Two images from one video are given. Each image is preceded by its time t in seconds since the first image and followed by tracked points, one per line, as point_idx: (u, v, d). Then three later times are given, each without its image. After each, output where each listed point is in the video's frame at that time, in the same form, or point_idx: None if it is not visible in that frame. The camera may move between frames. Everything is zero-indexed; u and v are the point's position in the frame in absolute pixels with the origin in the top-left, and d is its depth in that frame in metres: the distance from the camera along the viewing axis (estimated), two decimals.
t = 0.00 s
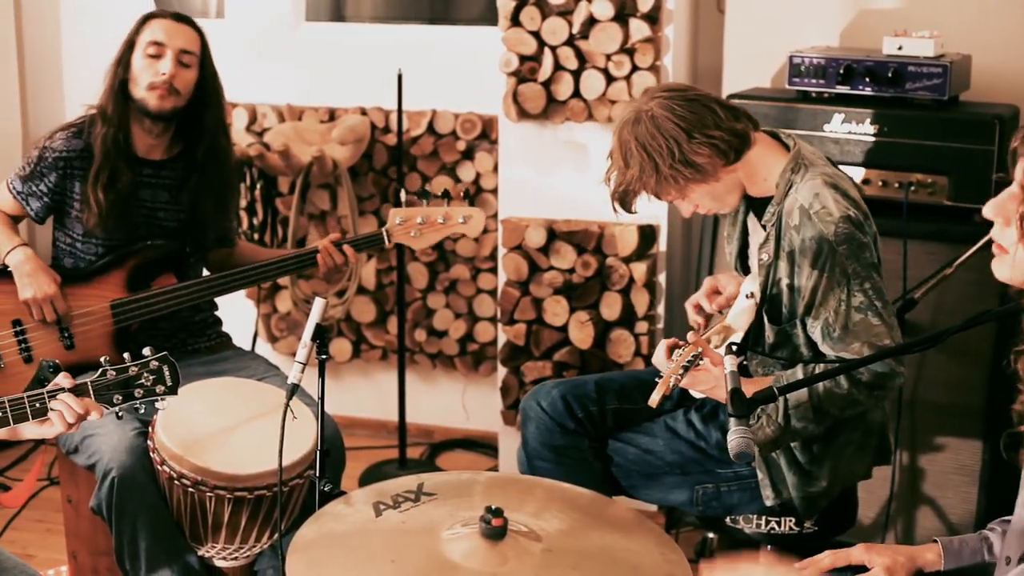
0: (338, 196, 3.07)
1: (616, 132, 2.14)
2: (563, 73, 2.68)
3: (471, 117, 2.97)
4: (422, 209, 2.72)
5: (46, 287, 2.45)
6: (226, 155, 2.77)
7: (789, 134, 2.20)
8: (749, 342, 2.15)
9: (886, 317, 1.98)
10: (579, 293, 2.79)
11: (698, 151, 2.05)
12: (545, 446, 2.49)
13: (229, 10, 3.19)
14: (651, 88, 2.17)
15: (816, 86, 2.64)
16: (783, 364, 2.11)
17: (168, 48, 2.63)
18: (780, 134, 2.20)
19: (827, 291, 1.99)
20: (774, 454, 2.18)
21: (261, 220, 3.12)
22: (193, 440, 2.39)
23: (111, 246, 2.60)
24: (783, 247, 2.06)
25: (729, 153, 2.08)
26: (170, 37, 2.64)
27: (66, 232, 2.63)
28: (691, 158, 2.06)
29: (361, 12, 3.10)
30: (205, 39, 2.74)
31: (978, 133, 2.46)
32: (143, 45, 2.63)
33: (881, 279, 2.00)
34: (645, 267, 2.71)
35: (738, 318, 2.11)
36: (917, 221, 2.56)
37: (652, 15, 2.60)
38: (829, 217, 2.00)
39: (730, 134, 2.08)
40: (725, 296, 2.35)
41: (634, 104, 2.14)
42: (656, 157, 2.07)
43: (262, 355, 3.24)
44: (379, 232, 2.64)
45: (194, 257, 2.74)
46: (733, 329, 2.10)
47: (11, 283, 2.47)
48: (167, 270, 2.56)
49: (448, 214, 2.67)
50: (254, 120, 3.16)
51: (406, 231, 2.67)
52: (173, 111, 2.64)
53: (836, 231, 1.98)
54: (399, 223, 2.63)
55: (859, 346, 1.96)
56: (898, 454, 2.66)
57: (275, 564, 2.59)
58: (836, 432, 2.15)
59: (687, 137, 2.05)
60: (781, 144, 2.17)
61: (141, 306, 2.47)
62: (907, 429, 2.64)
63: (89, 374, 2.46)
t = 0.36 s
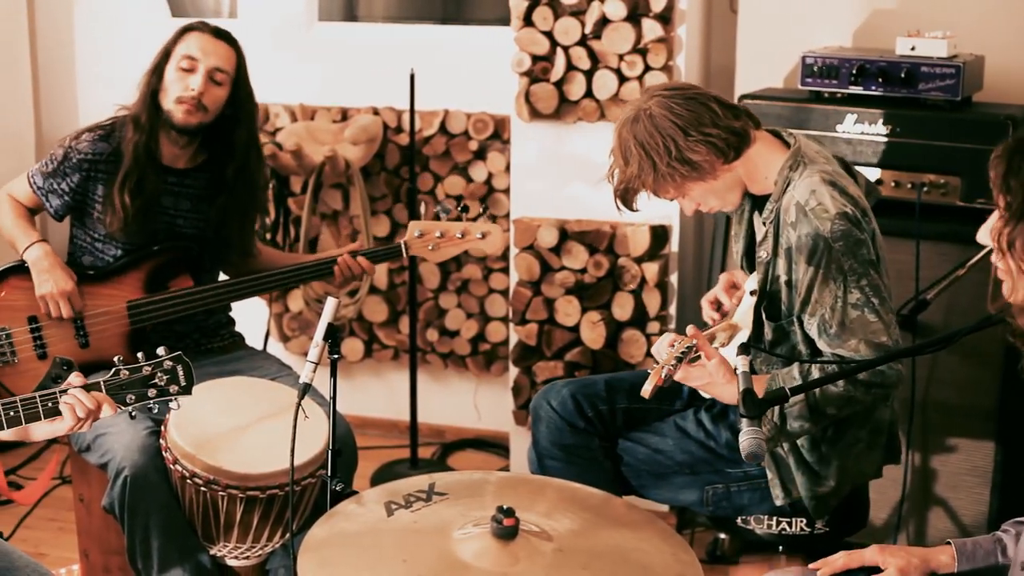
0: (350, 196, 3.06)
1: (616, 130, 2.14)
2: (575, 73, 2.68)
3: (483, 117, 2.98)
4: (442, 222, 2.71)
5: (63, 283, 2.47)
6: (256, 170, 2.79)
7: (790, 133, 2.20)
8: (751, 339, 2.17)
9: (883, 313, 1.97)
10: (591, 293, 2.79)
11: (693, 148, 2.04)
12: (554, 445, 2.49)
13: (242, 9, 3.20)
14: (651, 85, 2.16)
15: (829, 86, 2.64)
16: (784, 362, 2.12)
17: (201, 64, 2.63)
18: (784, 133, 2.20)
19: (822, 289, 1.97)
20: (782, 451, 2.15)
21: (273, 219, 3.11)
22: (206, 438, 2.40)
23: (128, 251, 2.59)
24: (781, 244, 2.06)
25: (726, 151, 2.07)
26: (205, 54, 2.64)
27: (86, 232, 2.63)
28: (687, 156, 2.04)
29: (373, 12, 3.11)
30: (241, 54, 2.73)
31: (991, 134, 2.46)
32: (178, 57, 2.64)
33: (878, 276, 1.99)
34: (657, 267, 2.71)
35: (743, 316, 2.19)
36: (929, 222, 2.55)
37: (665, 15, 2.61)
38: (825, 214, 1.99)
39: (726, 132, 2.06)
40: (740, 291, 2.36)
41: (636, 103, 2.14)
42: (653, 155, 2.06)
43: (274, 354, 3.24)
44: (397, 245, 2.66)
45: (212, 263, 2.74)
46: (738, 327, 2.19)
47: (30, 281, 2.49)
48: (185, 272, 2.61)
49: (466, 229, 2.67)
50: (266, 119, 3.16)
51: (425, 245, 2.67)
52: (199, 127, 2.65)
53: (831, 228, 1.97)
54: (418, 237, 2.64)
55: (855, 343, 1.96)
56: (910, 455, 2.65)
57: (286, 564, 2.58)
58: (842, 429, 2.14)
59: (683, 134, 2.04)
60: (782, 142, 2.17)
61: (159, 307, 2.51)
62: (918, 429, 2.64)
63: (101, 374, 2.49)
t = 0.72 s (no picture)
0: (359, 196, 3.06)
1: (601, 150, 2.16)
2: (583, 73, 2.68)
3: (491, 117, 2.97)
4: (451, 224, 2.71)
5: (72, 283, 2.48)
6: (273, 171, 2.79)
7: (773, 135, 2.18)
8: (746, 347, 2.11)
9: (874, 313, 1.98)
10: (599, 293, 2.79)
11: (675, 162, 2.05)
12: (560, 445, 2.49)
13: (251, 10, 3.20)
14: (631, 103, 2.18)
15: (838, 87, 2.63)
16: (778, 364, 2.09)
17: (215, 70, 2.62)
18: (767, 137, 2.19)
19: (812, 290, 1.97)
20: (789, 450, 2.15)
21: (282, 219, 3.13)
22: (214, 438, 2.40)
23: (139, 250, 2.60)
24: (769, 250, 2.04)
25: (711, 162, 2.07)
26: (221, 61, 2.63)
27: (97, 231, 2.64)
28: (670, 170, 2.06)
29: (382, 12, 3.13)
30: (258, 59, 2.72)
31: (1000, 134, 2.46)
32: (192, 62, 2.63)
33: (867, 275, 1.99)
34: (665, 267, 2.71)
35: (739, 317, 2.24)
36: (937, 222, 2.54)
37: (673, 15, 2.61)
38: (811, 216, 1.98)
39: (709, 143, 2.07)
40: (732, 302, 2.38)
41: (615, 124, 2.16)
42: (637, 172, 2.08)
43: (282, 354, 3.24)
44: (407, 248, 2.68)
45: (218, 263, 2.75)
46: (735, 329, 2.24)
47: (38, 280, 2.51)
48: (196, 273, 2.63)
49: (476, 233, 2.65)
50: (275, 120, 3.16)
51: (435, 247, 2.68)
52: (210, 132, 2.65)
53: (818, 230, 1.97)
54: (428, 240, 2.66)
55: (847, 344, 1.96)
56: (918, 456, 2.66)
57: (294, 564, 2.55)
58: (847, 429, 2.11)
59: (664, 149, 2.05)
60: (765, 145, 2.15)
61: (168, 307, 2.52)
62: (927, 430, 2.64)
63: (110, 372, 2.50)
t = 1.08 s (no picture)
0: (369, 196, 3.07)
1: (592, 168, 2.14)
2: (594, 73, 2.68)
3: (502, 117, 2.97)
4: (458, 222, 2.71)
5: (82, 283, 2.48)
6: (279, 171, 2.79)
7: (770, 142, 2.20)
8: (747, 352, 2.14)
9: (877, 315, 1.94)
10: (610, 293, 2.79)
11: (668, 177, 2.03)
12: (569, 447, 2.49)
13: (263, 10, 3.21)
14: (621, 118, 2.15)
15: (849, 87, 2.62)
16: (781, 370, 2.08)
17: (229, 76, 2.61)
18: (761, 143, 2.19)
19: (811, 294, 1.96)
20: (796, 452, 2.13)
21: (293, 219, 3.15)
22: (222, 438, 2.40)
23: (149, 249, 2.61)
24: (768, 256, 2.04)
25: (703, 172, 2.06)
26: (234, 66, 2.62)
27: (106, 231, 2.64)
28: (663, 185, 2.04)
29: (393, 12, 3.12)
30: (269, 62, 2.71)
31: (1012, 135, 2.45)
32: (203, 69, 2.62)
33: (867, 278, 1.96)
34: (676, 267, 2.71)
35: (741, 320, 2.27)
36: (949, 222, 2.54)
37: (684, 15, 2.60)
38: (807, 221, 1.97)
39: (701, 155, 2.05)
40: (734, 310, 2.39)
41: (604, 142, 2.14)
42: (630, 189, 2.06)
43: (293, 353, 3.25)
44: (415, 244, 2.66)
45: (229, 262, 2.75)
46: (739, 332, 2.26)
47: (48, 280, 2.50)
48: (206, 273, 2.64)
49: (484, 229, 2.67)
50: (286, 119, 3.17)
51: (443, 245, 2.67)
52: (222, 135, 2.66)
53: (815, 235, 1.95)
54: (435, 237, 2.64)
55: (850, 347, 1.94)
56: (929, 456, 2.65)
57: (304, 563, 2.58)
58: (856, 429, 2.09)
59: (656, 166, 2.04)
60: (761, 152, 2.17)
61: (174, 307, 2.53)
62: (939, 428, 2.62)
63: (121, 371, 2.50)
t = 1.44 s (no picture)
0: (383, 196, 3.08)
1: (617, 162, 2.14)
2: (608, 73, 2.68)
3: (516, 117, 2.97)
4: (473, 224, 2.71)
5: (98, 281, 2.50)
6: (298, 193, 2.80)
7: (795, 142, 2.19)
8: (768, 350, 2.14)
9: (902, 317, 1.94)
10: (624, 293, 2.79)
11: (693, 174, 2.03)
12: (584, 448, 2.49)
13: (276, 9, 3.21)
14: (647, 114, 2.14)
15: (863, 88, 2.62)
16: (802, 370, 2.08)
17: (246, 90, 2.58)
18: (786, 143, 2.19)
19: (837, 295, 1.96)
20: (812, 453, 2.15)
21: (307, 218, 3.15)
22: (238, 437, 2.40)
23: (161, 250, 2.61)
24: (792, 256, 2.03)
25: (728, 171, 2.05)
26: (251, 80, 2.58)
27: (123, 231, 2.65)
28: (687, 182, 2.04)
29: (406, 11, 3.18)
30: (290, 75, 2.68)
31: None
32: (221, 80, 2.59)
33: (893, 279, 1.96)
34: (690, 267, 2.71)
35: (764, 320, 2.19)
36: (963, 223, 2.54)
37: (698, 16, 2.60)
38: (833, 222, 1.96)
39: (726, 153, 2.05)
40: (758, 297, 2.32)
41: (630, 136, 2.13)
42: (654, 185, 2.06)
43: (307, 352, 3.25)
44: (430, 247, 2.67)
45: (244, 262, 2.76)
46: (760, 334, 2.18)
47: (63, 276, 2.52)
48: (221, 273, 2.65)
49: (500, 233, 2.67)
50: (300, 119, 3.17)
51: (459, 247, 2.68)
52: (242, 142, 2.66)
53: (841, 236, 1.95)
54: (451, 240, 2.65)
55: (875, 348, 1.94)
56: (943, 458, 2.64)
57: (318, 563, 2.59)
58: (872, 432, 2.09)
59: (680, 162, 2.03)
60: (786, 151, 2.16)
61: (189, 307, 2.53)
62: (952, 430, 2.62)
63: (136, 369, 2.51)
